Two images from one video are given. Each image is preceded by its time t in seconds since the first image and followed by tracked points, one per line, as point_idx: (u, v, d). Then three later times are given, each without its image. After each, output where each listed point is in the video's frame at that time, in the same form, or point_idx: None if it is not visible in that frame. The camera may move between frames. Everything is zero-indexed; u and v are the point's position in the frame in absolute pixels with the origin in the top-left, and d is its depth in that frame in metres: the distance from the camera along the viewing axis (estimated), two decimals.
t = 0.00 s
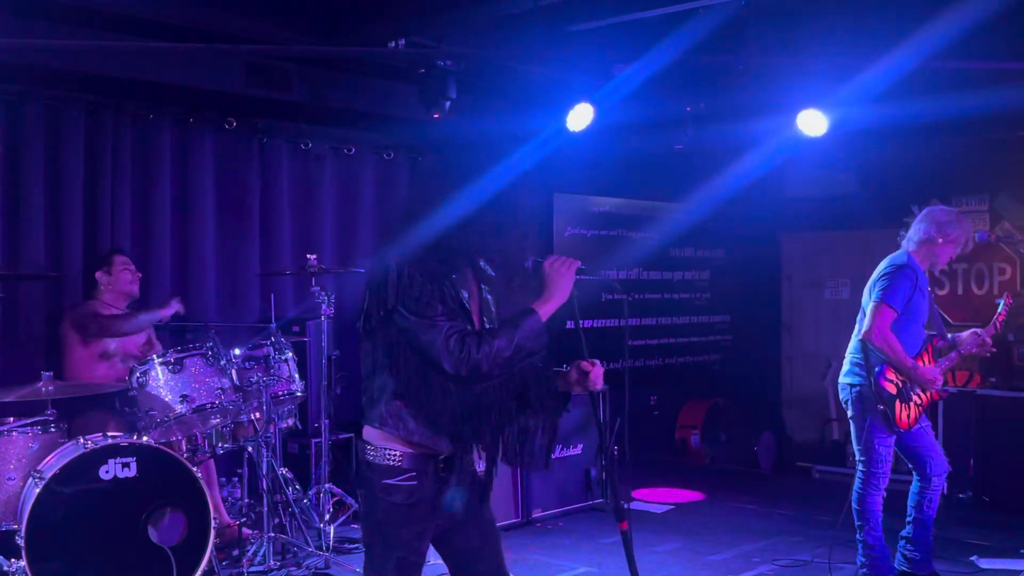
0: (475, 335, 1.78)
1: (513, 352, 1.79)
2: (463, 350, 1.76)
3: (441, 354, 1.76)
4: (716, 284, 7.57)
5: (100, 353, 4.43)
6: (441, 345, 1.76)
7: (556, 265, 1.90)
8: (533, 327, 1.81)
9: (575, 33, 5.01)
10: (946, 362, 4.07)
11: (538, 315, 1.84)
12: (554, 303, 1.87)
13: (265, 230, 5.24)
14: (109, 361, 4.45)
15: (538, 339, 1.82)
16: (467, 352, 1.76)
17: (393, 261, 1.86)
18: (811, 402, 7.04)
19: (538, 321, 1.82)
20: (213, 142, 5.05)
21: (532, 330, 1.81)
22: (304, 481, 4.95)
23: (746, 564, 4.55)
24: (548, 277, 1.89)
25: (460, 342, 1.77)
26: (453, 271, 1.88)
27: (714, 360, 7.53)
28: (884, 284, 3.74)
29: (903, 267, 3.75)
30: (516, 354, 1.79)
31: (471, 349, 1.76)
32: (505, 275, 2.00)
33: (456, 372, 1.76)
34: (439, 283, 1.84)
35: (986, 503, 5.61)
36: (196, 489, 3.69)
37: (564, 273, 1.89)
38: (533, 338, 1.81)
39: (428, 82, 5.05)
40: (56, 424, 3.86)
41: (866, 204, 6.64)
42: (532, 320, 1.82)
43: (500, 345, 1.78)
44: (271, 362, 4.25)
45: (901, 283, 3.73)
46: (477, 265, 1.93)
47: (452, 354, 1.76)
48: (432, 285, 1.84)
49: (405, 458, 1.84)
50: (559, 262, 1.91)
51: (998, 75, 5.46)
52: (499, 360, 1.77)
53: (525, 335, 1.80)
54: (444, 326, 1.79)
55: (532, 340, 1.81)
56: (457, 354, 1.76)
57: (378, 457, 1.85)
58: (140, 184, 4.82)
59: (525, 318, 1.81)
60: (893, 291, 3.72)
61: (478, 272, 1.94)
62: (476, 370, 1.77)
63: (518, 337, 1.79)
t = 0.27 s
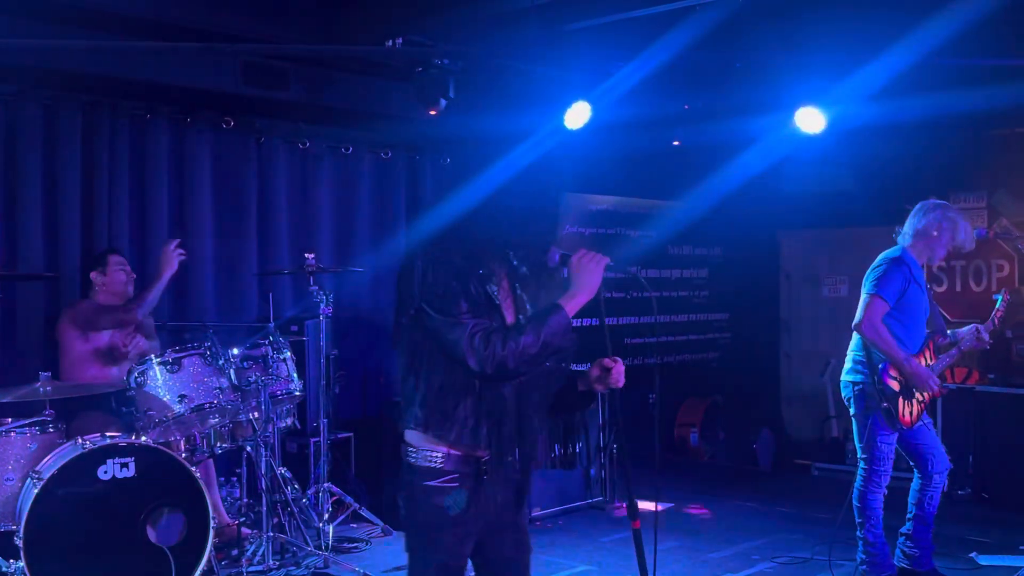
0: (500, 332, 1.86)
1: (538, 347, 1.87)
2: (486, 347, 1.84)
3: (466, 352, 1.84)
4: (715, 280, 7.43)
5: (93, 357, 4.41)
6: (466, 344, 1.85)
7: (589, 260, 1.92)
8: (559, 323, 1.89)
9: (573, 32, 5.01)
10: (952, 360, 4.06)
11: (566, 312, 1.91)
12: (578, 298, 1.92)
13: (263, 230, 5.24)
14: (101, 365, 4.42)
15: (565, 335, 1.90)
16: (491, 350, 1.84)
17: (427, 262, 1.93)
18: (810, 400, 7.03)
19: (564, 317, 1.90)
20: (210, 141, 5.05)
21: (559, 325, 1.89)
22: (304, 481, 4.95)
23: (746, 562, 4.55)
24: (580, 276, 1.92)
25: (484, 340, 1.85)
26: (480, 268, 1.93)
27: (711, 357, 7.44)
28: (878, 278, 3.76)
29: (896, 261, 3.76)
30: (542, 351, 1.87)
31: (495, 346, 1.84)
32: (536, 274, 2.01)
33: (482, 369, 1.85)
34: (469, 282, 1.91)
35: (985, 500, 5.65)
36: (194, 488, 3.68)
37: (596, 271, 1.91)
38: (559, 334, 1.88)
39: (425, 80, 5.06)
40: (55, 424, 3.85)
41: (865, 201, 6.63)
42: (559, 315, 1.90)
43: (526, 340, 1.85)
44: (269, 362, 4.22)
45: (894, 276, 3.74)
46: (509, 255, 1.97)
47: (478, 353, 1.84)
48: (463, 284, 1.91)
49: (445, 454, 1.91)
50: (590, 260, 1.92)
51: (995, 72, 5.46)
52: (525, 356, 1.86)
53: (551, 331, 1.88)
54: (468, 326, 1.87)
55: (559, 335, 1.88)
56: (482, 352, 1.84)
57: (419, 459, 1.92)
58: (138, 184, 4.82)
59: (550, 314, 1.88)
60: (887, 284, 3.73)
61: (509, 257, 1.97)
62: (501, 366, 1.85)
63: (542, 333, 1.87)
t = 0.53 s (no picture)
0: (507, 342, 1.90)
1: (544, 356, 1.89)
2: (490, 356, 1.88)
3: (472, 363, 1.89)
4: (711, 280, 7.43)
5: (88, 356, 4.53)
6: (473, 351, 1.89)
7: (601, 261, 1.97)
8: (565, 330, 1.91)
9: (567, 31, 5.00)
10: (944, 357, 4.07)
11: (573, 315, 1.94)
12: (589, 303, 1.95)
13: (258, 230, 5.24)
14: (97, 362, 4.55)
15: (575, 342, 1.91)
16: (495, 360, 1.88)
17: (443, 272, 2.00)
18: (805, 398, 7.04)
19: (572, 324, 1.92)
20: (205, 142, 5.05)
21: (567, 331, 1.91)
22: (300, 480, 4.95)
23: (742, 560, 4.55)
24: (592, 276, 1.96)
25: (489, 350, 1.89)
26: (501, 269, 1.99)
27: (708, 356, 7.38)
28: (875, 275, 3.76)
29: (894, 259, 3.77)
30: (548, 360, 1.89)
31: (499, 357, 1.87)
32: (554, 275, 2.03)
33: (490, 378, 1.89)
34: (483, 288, 1.98)
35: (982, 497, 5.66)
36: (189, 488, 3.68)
37: (607, 271, 1.96)
38: (567, 341, 1.90)
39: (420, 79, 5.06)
40: (50, 425, 3.85)
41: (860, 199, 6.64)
42: (566, 323, 1.92)
43: (531, 349, 1.88)
44: (265, 361, 4.23)
45: (891, 274, 3.74)
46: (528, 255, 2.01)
47: (483, 365, 1.88)
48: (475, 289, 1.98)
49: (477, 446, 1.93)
50: (601, 259, 1.98)
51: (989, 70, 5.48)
52: (530, 364, 1.88)
53: (559, 339, 1.90)
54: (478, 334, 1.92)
55: (567, 343, 1.90)
56: (487, 363, 1.88)
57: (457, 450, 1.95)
58: (133, 184, 4.81)
59: (559, 320, 1.92)
60: (883, 282, 3.74)
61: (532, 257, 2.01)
62: (507, 377, 1.89)
63: (547, 341, 1.89)
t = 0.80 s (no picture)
0: (485, 360, 1.90)
1: (512, 379, 1.87)
2: (465, 373, 1.91)
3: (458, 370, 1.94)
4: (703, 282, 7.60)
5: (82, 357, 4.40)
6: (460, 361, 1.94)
7: (575, 287, 1.85)
8: (533, 356, 1.86)
9: (560, 33, 5.00)
10: (936, 358, 4.06)
11: (544, 346, 1.86)
12: (565, 329, 1.86)
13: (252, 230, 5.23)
14: (88, 362, 4.42)
15: (544, 367, 1.86)
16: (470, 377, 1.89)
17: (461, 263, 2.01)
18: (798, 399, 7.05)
19: (541, 347, 1.86)
20: (199, 142, 5.03)
21: (535, 354, 1.86)
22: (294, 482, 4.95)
23: (735, 560, 4.56)
24: (566, 300, 1.86)
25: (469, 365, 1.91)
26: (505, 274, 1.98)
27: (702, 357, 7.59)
28: (868, 278, 3.77)
29: (886, 262, 3.77)
30: (515, 380, 1.86)
31: (470, 376, 1.89)
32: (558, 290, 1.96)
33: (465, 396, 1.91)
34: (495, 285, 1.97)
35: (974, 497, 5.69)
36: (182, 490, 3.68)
37: (579, 303, 1.84)
38: (534, 366, 1.86)
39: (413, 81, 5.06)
40: (42, 426, 3.83)
41: (851, 200, 6.65)
42: (534, 349, 1.86)
43: (499, 370, 1.87)
44: (259, 362, 4.21)
45: (884, 276, 3.75)
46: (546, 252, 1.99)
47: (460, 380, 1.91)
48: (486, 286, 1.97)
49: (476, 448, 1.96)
50: (578, 285, 1.85)
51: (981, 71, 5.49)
52: (497, 387, 1.87)
53: (527, 363, 1.86)
54: (474, 344, 1.94)
55: (534, 369, 1.86)
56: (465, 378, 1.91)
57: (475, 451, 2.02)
58: (126, 186, 4.80)
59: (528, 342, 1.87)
60: (877, 284, 3.74)
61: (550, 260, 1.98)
62: (479, 395, 1.89)
63: (517, 362, 1.86)
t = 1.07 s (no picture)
0: (477, 356, 1.94)
1: (503, 376, 1.90)
2: (456, 367, 1.95)
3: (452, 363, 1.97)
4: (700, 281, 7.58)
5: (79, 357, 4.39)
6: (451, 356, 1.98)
7: (575, 300, 1.88)
8: (524, 358, 1.90)
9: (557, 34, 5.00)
10: (934, 359, 4.04)
11: (538, 351, 1.90)
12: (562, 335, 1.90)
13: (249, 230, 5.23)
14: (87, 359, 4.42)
15: (534, 370, 1.90)
16: (462, 370, 1.94)
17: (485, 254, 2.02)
18: (795, 398, 7.06)
19: (531, 349, 1.91)
20: (196, 143, 5.03)
21: (527, 357, 1.90)
22: (291, 483, 4.95)
23: (731, 560, 4.56)
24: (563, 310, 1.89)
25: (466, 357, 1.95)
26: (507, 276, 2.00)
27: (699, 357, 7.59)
28: (865, 279, 3.78)
29: (882, 263, 3.79)
30: (504, 379, 1.90)
31: (460, 370, 1.93)
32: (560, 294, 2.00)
33: (454, 391, 1.95)
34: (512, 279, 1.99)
35: (971, 498, 5.70)
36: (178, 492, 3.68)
37: (576, 313, 1.87)
38: (525, 368, 1.89)
39: (410, 81, 5.06)
40: (39, 427, 3.83)
41: (847, 199, 6.65)
42: (527, 352, 1.90)
43: (491, 366, 1.90)
44: (255, 364, 4.21)
45: (880, 277, 3.76)
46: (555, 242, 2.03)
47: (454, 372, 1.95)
48: (499, 279, 1.99)
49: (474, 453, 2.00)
50: (577, 296, 1.88)
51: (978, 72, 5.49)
52: (486, 382, 1.91)
53: (517, 363, 1.90)
54: (476, 339, 1.96)
55: (525, 370, 1.89)
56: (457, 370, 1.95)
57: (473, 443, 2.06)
58: (122, 186, 4.80)
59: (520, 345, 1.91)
60: (873, 285, 3.75)
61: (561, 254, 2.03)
62: (470, 390, 1.93)
63: (508, 362, 1.90)
